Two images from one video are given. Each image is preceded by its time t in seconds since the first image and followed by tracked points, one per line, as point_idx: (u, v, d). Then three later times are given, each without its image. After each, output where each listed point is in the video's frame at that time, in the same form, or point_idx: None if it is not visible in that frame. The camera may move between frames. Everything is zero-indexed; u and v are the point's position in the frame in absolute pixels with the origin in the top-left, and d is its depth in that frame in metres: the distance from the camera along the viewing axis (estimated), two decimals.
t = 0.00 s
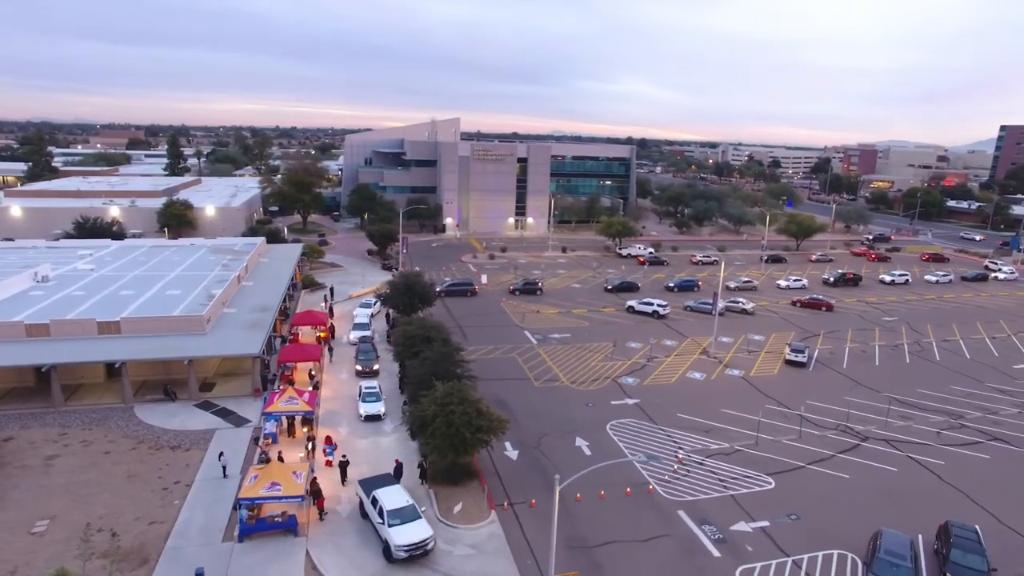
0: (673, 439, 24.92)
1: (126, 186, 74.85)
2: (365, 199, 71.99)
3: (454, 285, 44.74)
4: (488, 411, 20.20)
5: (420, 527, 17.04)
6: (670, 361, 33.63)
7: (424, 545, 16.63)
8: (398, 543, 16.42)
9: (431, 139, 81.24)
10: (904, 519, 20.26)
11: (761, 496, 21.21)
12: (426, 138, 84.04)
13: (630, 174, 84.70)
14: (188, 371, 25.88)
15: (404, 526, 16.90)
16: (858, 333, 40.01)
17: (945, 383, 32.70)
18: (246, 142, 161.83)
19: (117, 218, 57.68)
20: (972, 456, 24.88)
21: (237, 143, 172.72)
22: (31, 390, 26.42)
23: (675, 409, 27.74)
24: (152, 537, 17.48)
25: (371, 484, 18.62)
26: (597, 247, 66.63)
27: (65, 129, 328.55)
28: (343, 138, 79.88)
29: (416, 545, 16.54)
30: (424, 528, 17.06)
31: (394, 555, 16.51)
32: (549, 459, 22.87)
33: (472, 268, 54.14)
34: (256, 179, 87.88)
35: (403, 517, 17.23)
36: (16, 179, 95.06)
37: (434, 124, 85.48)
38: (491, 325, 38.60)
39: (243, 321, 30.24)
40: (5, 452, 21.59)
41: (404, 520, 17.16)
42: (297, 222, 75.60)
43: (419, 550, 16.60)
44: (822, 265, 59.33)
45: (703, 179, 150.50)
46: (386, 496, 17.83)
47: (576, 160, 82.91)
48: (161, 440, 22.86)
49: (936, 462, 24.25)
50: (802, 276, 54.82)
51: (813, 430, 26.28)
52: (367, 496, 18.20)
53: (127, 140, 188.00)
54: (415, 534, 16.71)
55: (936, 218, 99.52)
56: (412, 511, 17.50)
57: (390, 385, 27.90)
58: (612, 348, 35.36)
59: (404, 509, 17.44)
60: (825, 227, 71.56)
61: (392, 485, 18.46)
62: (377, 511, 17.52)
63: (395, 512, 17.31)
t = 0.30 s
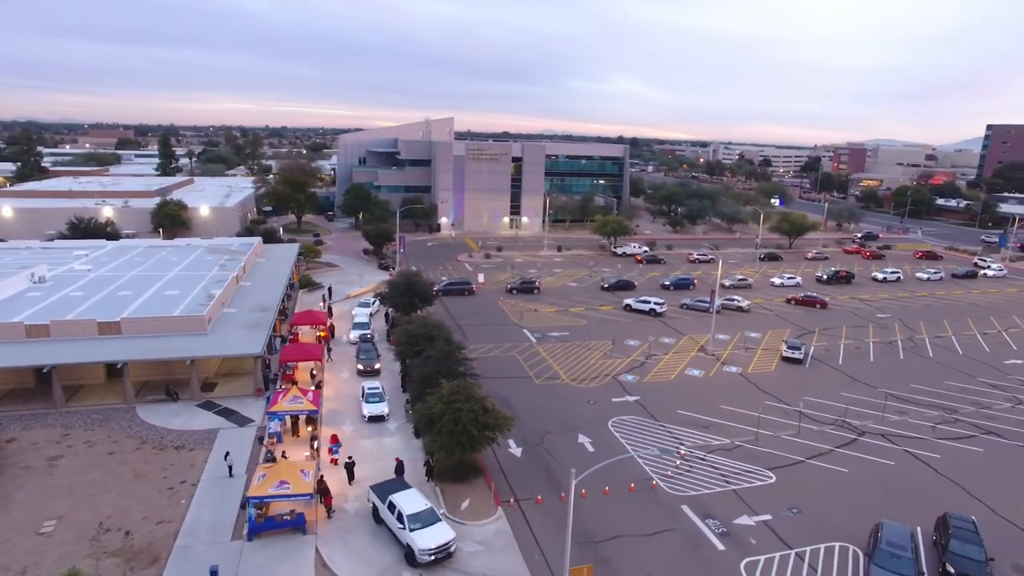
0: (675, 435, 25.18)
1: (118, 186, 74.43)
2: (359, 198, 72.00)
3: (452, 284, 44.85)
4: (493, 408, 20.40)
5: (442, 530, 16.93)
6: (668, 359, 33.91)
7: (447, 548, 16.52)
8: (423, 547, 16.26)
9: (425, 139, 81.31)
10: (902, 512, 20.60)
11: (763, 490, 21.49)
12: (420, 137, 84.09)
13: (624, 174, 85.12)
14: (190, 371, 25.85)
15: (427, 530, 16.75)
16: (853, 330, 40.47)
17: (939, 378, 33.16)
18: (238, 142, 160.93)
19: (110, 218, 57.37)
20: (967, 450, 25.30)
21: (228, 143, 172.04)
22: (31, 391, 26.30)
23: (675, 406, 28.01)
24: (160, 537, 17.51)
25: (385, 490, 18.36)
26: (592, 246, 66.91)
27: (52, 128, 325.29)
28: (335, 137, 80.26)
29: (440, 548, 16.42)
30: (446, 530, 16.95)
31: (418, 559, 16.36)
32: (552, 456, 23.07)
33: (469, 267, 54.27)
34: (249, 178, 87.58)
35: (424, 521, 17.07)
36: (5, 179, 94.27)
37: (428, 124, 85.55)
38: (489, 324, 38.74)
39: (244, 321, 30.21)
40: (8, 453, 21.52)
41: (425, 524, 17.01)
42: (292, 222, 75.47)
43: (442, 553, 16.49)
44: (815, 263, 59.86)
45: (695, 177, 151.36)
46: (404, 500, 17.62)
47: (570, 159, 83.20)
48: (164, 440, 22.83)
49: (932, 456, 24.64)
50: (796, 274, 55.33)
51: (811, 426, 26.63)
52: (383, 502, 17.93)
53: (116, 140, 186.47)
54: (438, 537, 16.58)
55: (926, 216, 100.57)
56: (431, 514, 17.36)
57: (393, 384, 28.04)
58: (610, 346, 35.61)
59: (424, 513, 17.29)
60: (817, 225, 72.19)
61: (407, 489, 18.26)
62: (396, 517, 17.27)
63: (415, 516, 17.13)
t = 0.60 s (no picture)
0: (675, 431, 25.48)
1: (111, 187, 74.05)
2: (354, 198, 71.95)
3: (449, 283, 44.97)
4: (498, 405, 20.62)
5: (463, 531, 16.88)
6: (667, 356, 34.24)
7: (470, 549, 16.50)
8: (447, 550, 16.18)
9: (419, 138, 81.34)
10: (900, 504, 20.95)
11: (763, 484, 21.83)
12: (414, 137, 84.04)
13: (618, 173, 85.52)
14: (193, 370, 25.88)
15: (449, 532, 16.66)
16: (847, 327, 40.94)
17: (933, 374, 33.62)
18: (229, 142, 160.18)
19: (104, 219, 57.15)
20: (962, 443, 25.72)
21: (220, 143, 171.17)
22: (33, 392, 26.26)
23: (675, 402, 28.31)
24: (169, 535, 17.58)
25: (401, 493, 18.17)
26: (587, 245, 67.24)
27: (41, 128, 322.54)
28: (329, 137, 79.40)
29: (464, 549, 16.38)
30: (467, 532, 16.91)
31: (442, 562, 16.28)
32: (555, 452, 23.29)
33: (465, 267, 54.42)
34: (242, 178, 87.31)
35: (446, 523, 16.98)
36: None
37: (422, 123, 85.48)
38: (488, 323, 38.93)
39: (244, 321, 30.25)
40: (12, 453, 21.51)
41: (446, 526, 16.91)
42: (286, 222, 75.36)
43: (466, 554, 16.46)
44: (808, 261, 60.43)
45: (687, 176, 152.09)
46: (422, 503, 17.47)
47: (564, 158, 83.55)
48: (169, 439, 22.86)
49: (928, 449, 25.05)
50: (789, 272, 55.85)
51: (809, 421, 27.00)
52: (400, 506, 17.74)
53: (107, 139, 185.38)
54: (462, 539, 16.54)
55: (916, 215, 101.63)
56: (450, 516, 17.27)
57: (395, 383, 28.18)
58: (609, 344, 35.91)
59: (445, 515, 17.20)
60: (810, 223, 72.80)
61: (423, 492, 18.10)
62: (416, 520, 17.10)
63: (436, 518, 17.01)
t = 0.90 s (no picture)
0: (674, 426, 25.83)
1: (103, 186, 73.71)
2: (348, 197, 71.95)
3: (446, 282, 45.14)
4: (502, 401, 20.94)
5: (488, 531, 16.83)
6: (664, 353, 34.61)
7: (496, 549, 16.45)
8: (475, 551, 16.09)
9: (413, 138, 81.43)
10: (895, 496, 21.41)
11: (762, 477, 22.20)
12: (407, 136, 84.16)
13: (611, 172, 85.99)
14: (194, 370, 25.92)
15: (474, 533, 16.59)
16: (840, 324, 41.50)
17: (925, 369, 34.18)
18: (220, 141, 159.40)
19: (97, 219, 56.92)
20: (953, 436, 26.24)
21: (211, 143, 170.39)
22: (33, 392, 26.25)
23: (673, 398, 28.68)
24: (177, 532, 17.69)
25: (419, 498, 18.04)
26: (581, 244, 67.62)
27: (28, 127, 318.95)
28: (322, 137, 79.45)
29: (490, 549, 16.33)
30: (492, 532, 16.86)
31: (470, 563, 16.18)
32: (557, 448, 23.58)
33: (461, 266, 54.60)
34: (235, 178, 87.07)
35: (469, 525, 16.90)
36: None
37: (415, 123, 85.55)
38: (486, 321, 39.17)
39: (244, 320, 30.31)
40: (16, 453, 21.54)
41: (470, 528, 16.83)
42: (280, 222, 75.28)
43: (492, 555, 16.41)
44: (800, 259, 61.06)
45: (678, 176, 152.88)
46: (443, 506, 17.37)
47: (557, 158, 83.90)
48: (172, 438, 22.93)
49: (921, 442, 25.55)
50: (782, 270, 56.43)
51: (805, 415, 27.45)
52: (420, 510, 17.59)
53: (96, 139, 183.93)
54: (488, 539, 16.47)
55: (904, 212, 102.79)
56: (472, 517, 17.20)
57: (395, 381, 28.39)
58: (607, 341, 36.25)
59: (468, 517, 17.12)
60: (801, 221, 73.53)
61: (442, 495, 18.01)
62: (439, 523, 16.96)
63: (460, 520, 16.93)
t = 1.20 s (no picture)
0: (671, 422, 26.19)
1: (93, 187, 73.24)
2: (341, 197, 71.90)
3: (441, 281, 45.33)
4: (503, 398, 21.32)
5: (510, 532, 16.88)
6: (659, 350, 35.00)
7: (520, 549, 16.55)
8: (500, 551, 16.16)
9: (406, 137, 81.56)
10: (888, 487, 21.85)
11: (758, 470, 22.60)
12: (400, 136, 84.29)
13: (602, 171, 86.47)
14: (194, 369, 25.99)
15: (497, 534, 16.63)
16: (831, 320, 42.09)
17: (915, 364, 34.75)
18: (210, 141, 158.58)
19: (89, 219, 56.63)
20: (944, 429, 26.77)
21: (201, 142, 169.28)
22: (32, 392, 26.22)
23: (669, 394, 29.06)
24: (183, 529, 17.80)
25: (435, 502, 17.95)
26: (575, 242, 67.98)
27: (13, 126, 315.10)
28: (315, 136, 78.81)
29: (514, 550, 16.39)
30: (514, 532, 16.92)
31: (495, 565, 16.24)
32: (556, 443, 23.89)
33: (456, 264, 54.80)
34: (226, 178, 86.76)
35: (491, 526, 16.92)
36: None
37: (408, 122, 85.68)
38: (482, 319, 39.41)
39: (243, 319, 30.37)
40: (17, 453, 21.56)
41: (492, 529, 16.84)
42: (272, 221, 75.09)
43: (516, 556, 16.50)
44: (791, 257, 61.73)
45: (669, 175, 153.66)
46: (463, 509, 17.31)
47: (549, 157, 84.29)
48: (173, 437, 23.00)
49: (912, 435, 26.05)
50: (773, 267, 57.06)
51: (799, 410, 27.90)
52: (439, 514, 17.50)
53: (83, 139, 182.40)
54: (511, 540, 16.54)
55: (892, 210, 104.00)
56: (493, 518, 17.20)
57: (394, 379, 28.64)
58: (603, 338, 36.62)
59: (489, 518, 17.13)
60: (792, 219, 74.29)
61: (460, 498, 17.97)
62: (460, 525, 16.91)
63: (481, 522, 16.92)
